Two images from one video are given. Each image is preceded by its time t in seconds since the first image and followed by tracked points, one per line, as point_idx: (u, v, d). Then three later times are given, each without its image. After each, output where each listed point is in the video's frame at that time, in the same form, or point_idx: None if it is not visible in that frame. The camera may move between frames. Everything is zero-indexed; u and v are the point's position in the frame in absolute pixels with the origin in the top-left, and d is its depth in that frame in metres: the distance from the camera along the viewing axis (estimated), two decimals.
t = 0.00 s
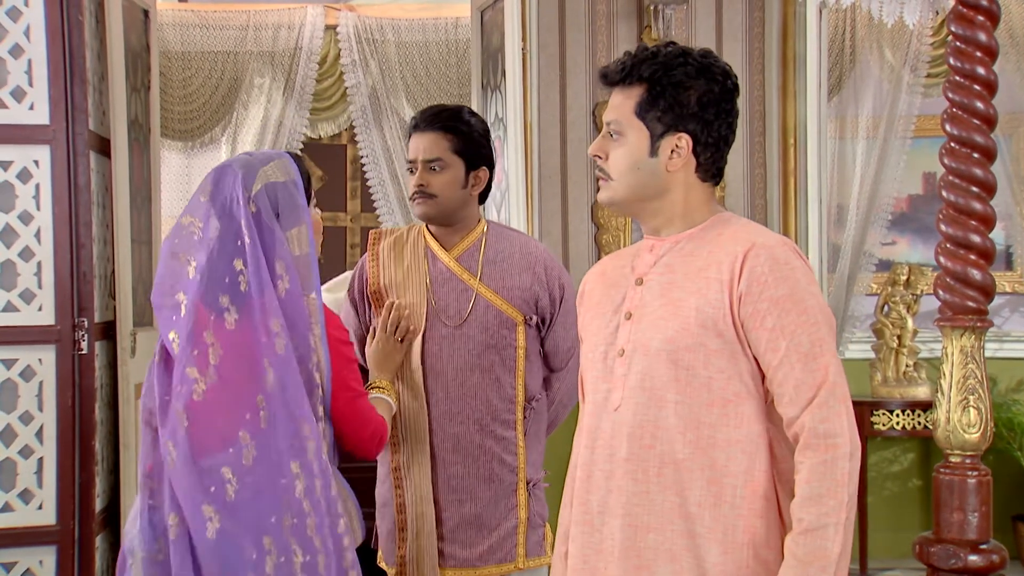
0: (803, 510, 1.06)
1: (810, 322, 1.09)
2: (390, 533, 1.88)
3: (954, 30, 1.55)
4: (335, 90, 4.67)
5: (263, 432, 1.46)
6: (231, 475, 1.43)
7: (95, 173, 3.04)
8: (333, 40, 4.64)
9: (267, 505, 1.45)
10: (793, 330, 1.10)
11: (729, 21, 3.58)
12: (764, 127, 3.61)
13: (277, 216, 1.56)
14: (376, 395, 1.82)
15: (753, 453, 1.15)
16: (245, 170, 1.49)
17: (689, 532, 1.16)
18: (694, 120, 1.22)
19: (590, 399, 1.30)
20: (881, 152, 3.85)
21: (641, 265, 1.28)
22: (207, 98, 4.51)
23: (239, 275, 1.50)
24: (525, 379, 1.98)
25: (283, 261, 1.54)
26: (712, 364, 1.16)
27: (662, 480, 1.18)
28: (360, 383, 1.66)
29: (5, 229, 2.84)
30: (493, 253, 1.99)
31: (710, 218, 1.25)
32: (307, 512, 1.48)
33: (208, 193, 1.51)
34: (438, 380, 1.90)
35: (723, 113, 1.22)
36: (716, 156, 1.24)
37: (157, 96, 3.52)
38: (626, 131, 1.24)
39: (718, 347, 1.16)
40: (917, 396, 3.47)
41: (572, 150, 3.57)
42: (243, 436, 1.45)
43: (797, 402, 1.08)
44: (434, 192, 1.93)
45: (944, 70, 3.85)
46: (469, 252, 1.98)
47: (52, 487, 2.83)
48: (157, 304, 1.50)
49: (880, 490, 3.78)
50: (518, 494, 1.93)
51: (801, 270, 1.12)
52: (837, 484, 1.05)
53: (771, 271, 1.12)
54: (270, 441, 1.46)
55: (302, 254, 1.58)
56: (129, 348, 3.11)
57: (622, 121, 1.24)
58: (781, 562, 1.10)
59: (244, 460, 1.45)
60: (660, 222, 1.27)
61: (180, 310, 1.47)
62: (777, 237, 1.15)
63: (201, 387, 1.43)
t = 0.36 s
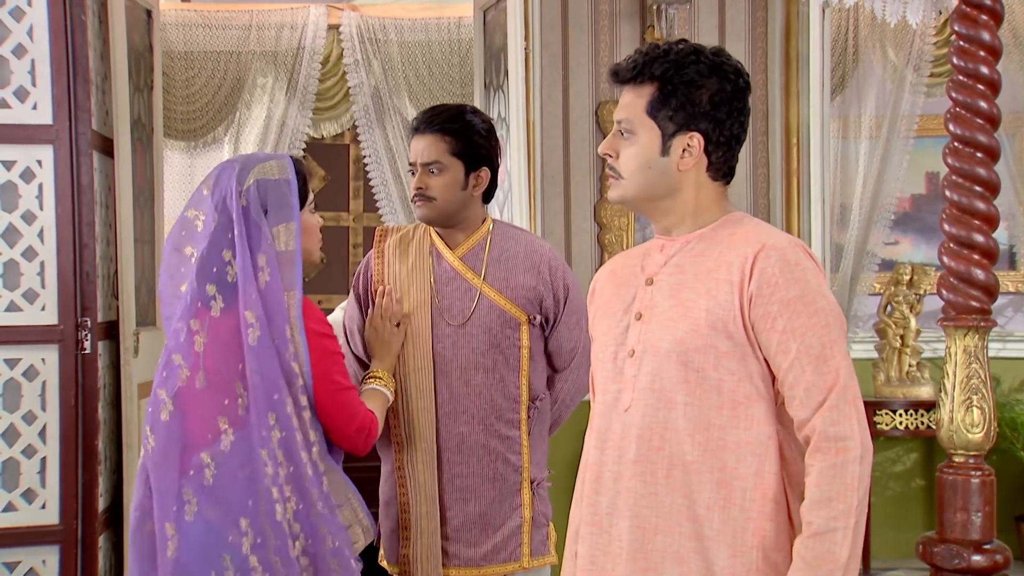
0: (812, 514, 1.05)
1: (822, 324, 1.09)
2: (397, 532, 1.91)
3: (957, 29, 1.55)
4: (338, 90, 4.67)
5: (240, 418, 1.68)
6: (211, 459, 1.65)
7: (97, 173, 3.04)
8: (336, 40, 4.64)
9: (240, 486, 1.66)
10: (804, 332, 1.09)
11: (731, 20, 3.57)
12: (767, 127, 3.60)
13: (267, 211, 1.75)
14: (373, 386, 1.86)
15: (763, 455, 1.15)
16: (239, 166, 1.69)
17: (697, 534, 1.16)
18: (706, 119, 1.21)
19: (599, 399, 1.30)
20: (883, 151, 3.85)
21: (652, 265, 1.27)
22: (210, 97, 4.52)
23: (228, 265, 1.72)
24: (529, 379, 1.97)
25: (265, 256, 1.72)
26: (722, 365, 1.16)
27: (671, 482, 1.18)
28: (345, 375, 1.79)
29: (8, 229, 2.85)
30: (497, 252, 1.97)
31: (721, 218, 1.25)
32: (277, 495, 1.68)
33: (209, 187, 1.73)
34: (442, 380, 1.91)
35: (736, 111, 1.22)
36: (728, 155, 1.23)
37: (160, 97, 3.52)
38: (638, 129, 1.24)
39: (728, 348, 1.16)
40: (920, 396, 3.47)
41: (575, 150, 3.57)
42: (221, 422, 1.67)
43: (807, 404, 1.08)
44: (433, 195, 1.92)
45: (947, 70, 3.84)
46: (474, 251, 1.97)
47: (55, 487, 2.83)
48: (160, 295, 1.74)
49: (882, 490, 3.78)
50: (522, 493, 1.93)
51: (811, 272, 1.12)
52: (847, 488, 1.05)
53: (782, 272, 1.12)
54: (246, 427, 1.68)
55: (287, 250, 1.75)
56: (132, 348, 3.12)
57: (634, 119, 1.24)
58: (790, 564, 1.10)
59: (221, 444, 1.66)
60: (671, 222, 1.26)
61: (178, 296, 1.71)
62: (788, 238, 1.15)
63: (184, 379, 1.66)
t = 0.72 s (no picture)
0: (815, 515, 1.05)
1: (828, 326, 1.09)
2: (398, 532, 1.92)
3: (957, 29, 1.55)
4: (338, 90, 4.67)
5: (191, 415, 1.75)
6: (165, 453, 1.74)
7: (97, 173, 3.04)
8: (336, 40, 4.64)
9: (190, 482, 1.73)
10: (811, 333, 1.09)
11: (731, 19, 3.56)
12: (767, 127, 3.60)
13: (237, 215, 1.78)
14: (358, 392, 1.87)
15: (768, 456, 1.14)
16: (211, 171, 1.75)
17: (701, 536, 1.17)
18: (712, 119, 1.21)
19: (604, 399, 1.30)
20: (883, 151, 3.85)
21: (657, 265, 1.28)
22: (210, 97, 4.51)
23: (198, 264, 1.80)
24: (530, 378, 1.97)
25: (228, 258, 1.77)
26: (727, 366, 1.16)
27: (674, 483, 1.18)
28: (303, 380, 1.80)
29: (8, 229, 2.85)
30: (498, 252, 1.97)
31: (726, 219, 1.25)
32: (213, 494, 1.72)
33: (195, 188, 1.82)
34: (442, 381, 1.91)
35: (741, 111, 1.22)
36: (733, 155, 1.23)
37: (159, 97, 3.52)
38: (643, 129, 1.23)
39: (733, 350, 1.16)
40: (919, 396, 3.47)
41: (575, 150, 3.57)
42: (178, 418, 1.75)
43: (813, 406, 1.08)
44: (429, 198, 1.91)
45: (946, 70, 3.84)
46: (475, 252, 1.97)
47: (55, 487, 2.83)
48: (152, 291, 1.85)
49: (882, 490, 3.77)
50: (523, 493, 1.92)
51: (817, 273, 1.12)
52: (850, 490, 1.05)
53: (789, 273, 1.11)
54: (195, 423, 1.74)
55: (253, 254, 1.78)
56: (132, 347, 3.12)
57: (639, 119, 1.24)
58: (793, 565, 1.10)
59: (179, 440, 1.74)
60: (677, 222, 1.26)
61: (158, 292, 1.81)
62: (794, 239, 1.15)
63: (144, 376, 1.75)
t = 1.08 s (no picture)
0: (819, 514, 1.05)
1: (833, 325, 1.09)
2: (403, 531, 1.92)
3: (961, 26, 1.54)
4: (341, 88, 4.68)
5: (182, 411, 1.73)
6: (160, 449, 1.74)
7: (100, 171, 3.04)
8: (338, 38, 4.64)
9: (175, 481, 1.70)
10: (815, 332, 1.09)
11: (734, 17, 3.57)
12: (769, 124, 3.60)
13: (244, 215, 1.77)
14: (364, 386, 1.86)
15: (772, 456, 1.14)
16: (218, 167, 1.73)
17: (704, 534, 1.17)
18: (717, 117, 1.21)
19: (607, 397, 1.30)
20: (886, 148, 3.85)
21: (661, 263, 1.28)
22: (212, 96, 4.52)
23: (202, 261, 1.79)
24: (536, 378, 1.97)
25: (232, 258, 1.76)
26: (731, 365, 1.16)
27: (678, 482, 1.18)
28: (304, 377, 1.79)
29: (11, 227, 2.85)
30: (505, 251, 1.97)
31: (730, 217, 1.25)
32: (195, 494, 1.68)
33: (200, 185, 1.81)
34: (448, 379, 1.92)
35: (747, 109, 1.22)
36: (738, 153, 1.23)
37: (162, 95, 3.52)
38: (648, 126, 1.23)
39: (737, 348, 1.16)
40: (922, 393, 3.46)
41: (577, 147, 3.56)
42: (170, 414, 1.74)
43: (817, 405, 1.08)
44: (435, 196, 1.91)
45: (949, 67, 3.84)
46: (482, 250, 1.97)
47: (58, 485, 2.84)
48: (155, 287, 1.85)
49: (885, 488, 3.77)
50: (528, 492, 1.93)
51: (822, 271, 1.11)
52: (855, 489, 1.04)
53: (793, 272, 1.11)
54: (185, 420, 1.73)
55: (258, 253, 1.78)
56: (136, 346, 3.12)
57: (644, 117, 1.24)
58: (796, 564, 1.10)
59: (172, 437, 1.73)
60: (681, 220, 1.26)
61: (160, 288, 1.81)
62: (799, 238, 1.15)
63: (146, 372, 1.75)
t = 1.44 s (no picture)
0: (823, 515, 1.05)
1: (837, 326, 1.09)
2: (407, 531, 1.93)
3: (962, 26, 1.54)
4: (342, 87, 4.68)
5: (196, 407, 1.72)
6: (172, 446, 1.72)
7: (101, 171, 3.04)
8: (340, 37, 4.64)
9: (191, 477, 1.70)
10: (820, 333, 1.09)
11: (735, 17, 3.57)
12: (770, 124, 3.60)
13: (247, 206, 1.77)
14: (368, 384, 1.85)
15: (776, 456, 1.14)
16: (222, 160, 1.73)
17: (708, 535, 1.16)
18: (722, 116, 1.21)
19: (611, 397, 1.30)
20: (887, 148, 3.85)
21: (666, 263, 1.28)
22: (214, 95, 4.52)
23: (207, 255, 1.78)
24: (540, 379, 1.96)
25: (237, 249, 1.76)
26: (735, 365, 1.16)
27: (682, 482, 1.18)
28: (311, 373, 1.78)
29: (13, 226, 2.85)
30: (511, 251, 1.97)
31: (735, 217, 1.25)
32: (213, 489, 1.67)
33: (206, 179, 1.81)
34: (452, 380, 1.92)
35: (752, 109, 1.22)
36: (743, 153, 1.23)
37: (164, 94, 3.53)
38: (652, 126, 1.23)
39: (742, 349, 1.16)
40: (924, 393, 3.46)
41: (578, 146, 3.56)
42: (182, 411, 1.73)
43: (822, 406, 1.08)
44: (442, 196, 1.92)
45: (950, 67, 3.84)
46: (487, 251, 1.97)
47: (60, 484, 2.84)
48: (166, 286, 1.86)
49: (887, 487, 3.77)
50: (532, 493, 1.92)
51: (826, 272, 1.11)
52: (859, 490, 1.04)
53: (798, 273, 1.11)
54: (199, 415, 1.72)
55: (261, 245, 1.77)
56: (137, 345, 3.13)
57: (649, 116, 1.24)
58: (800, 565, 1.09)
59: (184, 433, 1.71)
60: (685, 220, 1.26)
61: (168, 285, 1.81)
62: (803, 239, 1.15)
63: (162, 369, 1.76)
